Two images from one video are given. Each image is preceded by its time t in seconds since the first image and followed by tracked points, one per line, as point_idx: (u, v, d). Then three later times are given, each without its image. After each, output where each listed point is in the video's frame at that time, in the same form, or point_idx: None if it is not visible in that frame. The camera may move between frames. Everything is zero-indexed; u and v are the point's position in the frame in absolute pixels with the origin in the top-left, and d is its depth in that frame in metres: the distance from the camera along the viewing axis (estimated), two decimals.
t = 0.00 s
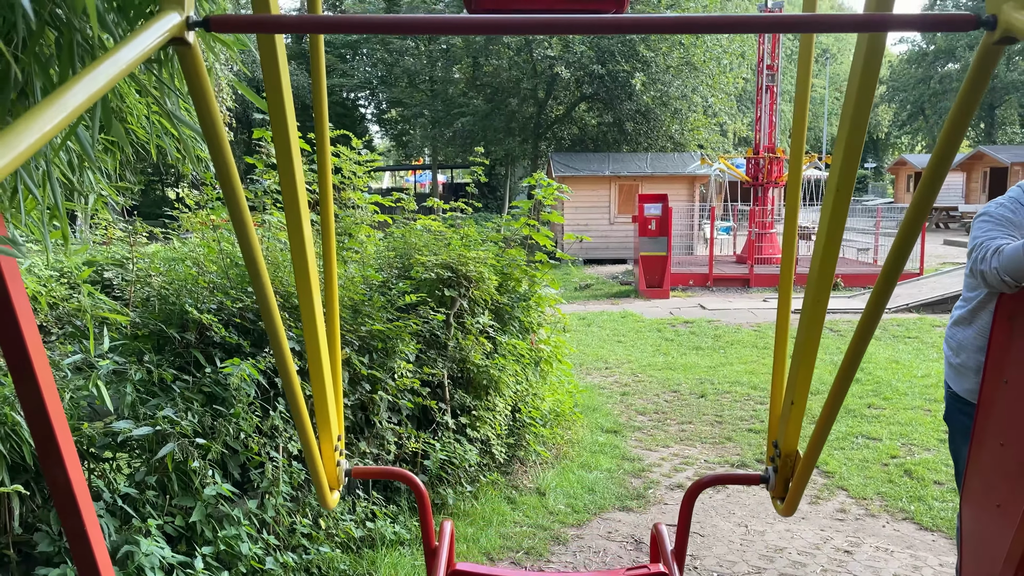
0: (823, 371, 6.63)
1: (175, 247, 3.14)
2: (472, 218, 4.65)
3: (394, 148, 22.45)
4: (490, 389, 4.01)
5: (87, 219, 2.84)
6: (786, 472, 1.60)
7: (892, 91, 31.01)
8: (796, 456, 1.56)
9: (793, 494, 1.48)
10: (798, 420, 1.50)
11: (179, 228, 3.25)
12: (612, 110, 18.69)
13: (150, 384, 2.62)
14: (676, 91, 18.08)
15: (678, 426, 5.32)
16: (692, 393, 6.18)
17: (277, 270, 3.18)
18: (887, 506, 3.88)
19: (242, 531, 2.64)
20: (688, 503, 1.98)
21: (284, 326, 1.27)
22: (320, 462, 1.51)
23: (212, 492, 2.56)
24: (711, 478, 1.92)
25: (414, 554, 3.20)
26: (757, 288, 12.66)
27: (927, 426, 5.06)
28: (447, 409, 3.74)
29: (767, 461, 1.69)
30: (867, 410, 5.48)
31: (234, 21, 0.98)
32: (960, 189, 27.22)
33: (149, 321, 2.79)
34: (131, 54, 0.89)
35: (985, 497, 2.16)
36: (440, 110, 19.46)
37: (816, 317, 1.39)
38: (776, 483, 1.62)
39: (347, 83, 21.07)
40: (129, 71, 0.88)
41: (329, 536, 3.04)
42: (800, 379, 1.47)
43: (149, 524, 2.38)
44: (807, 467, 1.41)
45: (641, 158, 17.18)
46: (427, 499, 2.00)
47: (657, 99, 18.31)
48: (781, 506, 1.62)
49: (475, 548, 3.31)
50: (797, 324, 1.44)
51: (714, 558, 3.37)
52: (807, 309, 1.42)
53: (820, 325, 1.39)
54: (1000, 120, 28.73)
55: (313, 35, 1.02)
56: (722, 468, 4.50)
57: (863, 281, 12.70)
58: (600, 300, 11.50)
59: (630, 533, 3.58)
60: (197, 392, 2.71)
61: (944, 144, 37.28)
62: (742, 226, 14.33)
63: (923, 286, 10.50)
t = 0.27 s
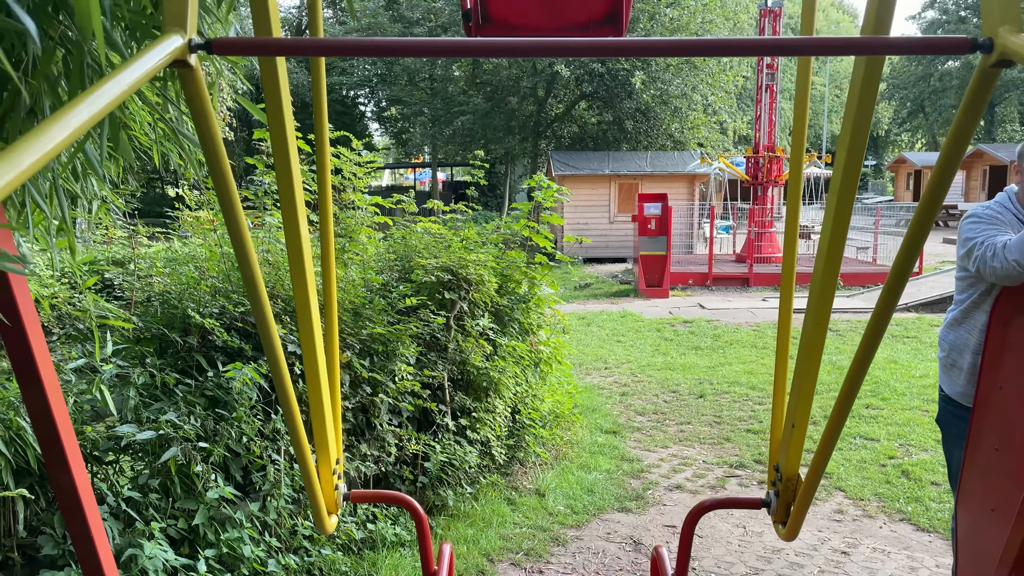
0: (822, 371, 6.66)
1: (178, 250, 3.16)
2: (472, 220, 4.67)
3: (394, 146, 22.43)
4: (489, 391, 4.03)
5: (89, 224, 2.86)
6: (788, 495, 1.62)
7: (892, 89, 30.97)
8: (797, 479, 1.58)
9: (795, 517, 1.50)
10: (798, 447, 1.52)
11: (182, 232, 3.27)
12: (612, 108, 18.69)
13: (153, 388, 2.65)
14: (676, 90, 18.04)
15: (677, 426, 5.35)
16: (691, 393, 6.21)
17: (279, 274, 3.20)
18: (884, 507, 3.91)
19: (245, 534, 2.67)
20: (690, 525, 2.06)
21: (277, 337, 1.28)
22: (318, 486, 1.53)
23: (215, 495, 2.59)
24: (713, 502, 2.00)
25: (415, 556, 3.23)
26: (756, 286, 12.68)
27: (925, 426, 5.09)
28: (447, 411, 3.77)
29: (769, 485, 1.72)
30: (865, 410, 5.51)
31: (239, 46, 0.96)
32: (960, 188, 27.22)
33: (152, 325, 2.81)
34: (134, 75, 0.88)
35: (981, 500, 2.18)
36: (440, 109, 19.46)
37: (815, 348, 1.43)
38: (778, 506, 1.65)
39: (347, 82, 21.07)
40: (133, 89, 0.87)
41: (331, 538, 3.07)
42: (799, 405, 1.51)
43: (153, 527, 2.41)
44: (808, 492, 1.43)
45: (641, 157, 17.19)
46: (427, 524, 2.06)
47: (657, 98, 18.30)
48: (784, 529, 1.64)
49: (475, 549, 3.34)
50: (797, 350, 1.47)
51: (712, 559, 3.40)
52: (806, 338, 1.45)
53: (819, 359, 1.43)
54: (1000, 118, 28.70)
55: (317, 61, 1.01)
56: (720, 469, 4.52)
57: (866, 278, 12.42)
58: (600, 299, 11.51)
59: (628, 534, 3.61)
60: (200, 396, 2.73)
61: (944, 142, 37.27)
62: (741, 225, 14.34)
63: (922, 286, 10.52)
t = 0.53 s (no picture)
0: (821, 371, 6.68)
1: (181, 255, 3.19)
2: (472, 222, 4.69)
3: (394, 144, 22.44)
4: (490, 393, 4.05)
5: (94, 230, 2.89)
6: (789, 520, 1.65)
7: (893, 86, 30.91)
8: (798, 503, 1.61)
9: (796, 541, 1.52)
10: (799, 466, 1.57)
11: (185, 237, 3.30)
12: (612, 106, 18.69)
13: (158, 392, 2.68)
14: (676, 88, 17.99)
15: (676, 426, 5.38)
16: (690, 393, 6.24)
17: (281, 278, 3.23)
18: (882, 507, 3.94)
19: (249, 537, 2.70)
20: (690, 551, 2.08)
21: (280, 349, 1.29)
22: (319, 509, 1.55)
23: (219, 498, 2.62)
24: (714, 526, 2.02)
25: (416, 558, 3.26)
26: (756, 285, 12.70)
27: (923, 426, 5.11)
28: (448, 413, 3.80)
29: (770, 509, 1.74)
30: (864, 410, 5.54)
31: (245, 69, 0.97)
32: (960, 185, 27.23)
33: (156, 329, 2.84)
34: (142, 98, 0.90)
35: (976, 504, 2.21)
36: (440, 107, 19.46)
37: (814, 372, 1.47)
38: (779, 530, 1.68)
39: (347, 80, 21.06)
40: (140, 112, 0.89)
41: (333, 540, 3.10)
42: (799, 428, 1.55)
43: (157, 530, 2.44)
44: (808, 515, 1.44)
45: (641, 155, 17.20)
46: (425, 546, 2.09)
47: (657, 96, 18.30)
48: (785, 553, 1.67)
49: (476, 550, 3.37)
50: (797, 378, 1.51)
51: (711, 560, 3.43)
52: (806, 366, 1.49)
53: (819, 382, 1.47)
54: (1000, 116, 28.69)
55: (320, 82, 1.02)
56: (719, 469, 4.55)
57: (866, 277, 12.36)
58: (600, 298, 11.53)
59: (628, 535, 3.64)
60: (204, 399, 2.77)
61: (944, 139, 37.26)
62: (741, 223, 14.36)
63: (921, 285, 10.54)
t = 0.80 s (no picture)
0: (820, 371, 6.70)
1: (184, 260, 3.21)
2: (472, 225, 4.71)
3: (394, 143, 22.44)
4: (490, 395, 4.07)
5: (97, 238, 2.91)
6: (789, 543, 1.74)
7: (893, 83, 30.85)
8: (798, 528, 1.71)
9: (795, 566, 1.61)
10: (797, 494, 1.68)
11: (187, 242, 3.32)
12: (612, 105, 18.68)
13: (161, 397, 2.72)
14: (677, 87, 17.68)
15: (675, 427, 5.40)
16: (690, 393, 6.26)
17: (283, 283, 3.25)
18: (879, 508, 3.97)
19: (251, 541, 2.73)
20: (694, 572, 2.24)
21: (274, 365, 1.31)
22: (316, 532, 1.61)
23: (222, 502, 2.65)
24: (713, 550, 2.17)
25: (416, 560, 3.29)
26: (756, 284, 12.71)
27: (921, 427, 5.14)
28: (448, 416, 3.82)
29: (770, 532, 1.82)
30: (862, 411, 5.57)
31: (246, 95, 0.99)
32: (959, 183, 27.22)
33: (159, 334, 2.88)
34: (141, 124, 0.92)
35: (969, 508, 2.23)
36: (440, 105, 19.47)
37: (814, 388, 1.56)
38: (778, 554, 1.77)
39: (346, 78, 21.04)
40: (140, 138, 0.91)
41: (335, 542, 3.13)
42: (799, 449, 1.62)
43: (161, 534, 2.47)
44: (812, 533, 1.48)
45: (641, 154, 17.20)
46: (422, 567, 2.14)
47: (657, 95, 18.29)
48: None
49: (476, 553, 3.40)
50: (798, 389, 1.60)
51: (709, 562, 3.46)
52: (805, 382, 1.57)
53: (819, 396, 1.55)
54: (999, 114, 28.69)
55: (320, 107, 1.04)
56: (718, 471, 4.58)
57: (865, 276, 12.37)
58: (599, 298, 11.54)
59: (626, 537, 3.67)
60: (207, 404, 2.80)
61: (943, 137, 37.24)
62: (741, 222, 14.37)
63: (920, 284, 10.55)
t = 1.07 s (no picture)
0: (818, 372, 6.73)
1: (186, 267, 3.23)
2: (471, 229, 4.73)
3: (393, 143, 22.44)
4: (490, 399, 4.10)
5: (100, 247, 2.93)
6: (790, 565, 1.79)
7: (892, 82, 30.84)
8: (797, 550, 1.76)
9: None
10: (797, 515, 1.73)
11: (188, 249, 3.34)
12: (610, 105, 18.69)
13: (164, 403, 2.74)
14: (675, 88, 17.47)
15: (674, 429, 5.43)
16: (688, 395, 6.29)
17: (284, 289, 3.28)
18: (876, 511, 4.00)
19: (254, 545, 2.76)
20: None
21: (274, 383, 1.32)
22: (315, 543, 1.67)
23: (225, 508, 2.68)
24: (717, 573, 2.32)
25: (418, 563, 3.32)
26: (755, 285, 12.73)
27: (918, 429, 5.18)
28: (448, 419, 3.85)
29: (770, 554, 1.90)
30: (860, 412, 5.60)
31: (250, 122, 1.02)
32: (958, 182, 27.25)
33: (162, 341, 2.90)
34: (145, 152, 0.94)
35: (961, 512, 2.27)
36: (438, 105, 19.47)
37: (815, 395, 1.62)
38: None
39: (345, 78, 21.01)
40: (144, 165, 0.93)
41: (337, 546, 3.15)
42: (799, 466, 1.67)
43: (165, 540, 2.50)
44: (823, 525, 1.51)
45: (639, 154, 17.22)
46: None
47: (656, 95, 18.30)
48: None
49: (477, 556, 3.43)
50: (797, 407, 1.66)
51: (708, 564, 3.49)
52: (806, 393, 1.64)
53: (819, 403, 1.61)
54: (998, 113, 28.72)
55: (323, 135, 1.07)
56: (716, 473, 4.61)
57: (863, 276, 12.39)
58: (599, 298, 11.54)
59: (625, 539, 3.70)
60: (209, 410, 2.83)
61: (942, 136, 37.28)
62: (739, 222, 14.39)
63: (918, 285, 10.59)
